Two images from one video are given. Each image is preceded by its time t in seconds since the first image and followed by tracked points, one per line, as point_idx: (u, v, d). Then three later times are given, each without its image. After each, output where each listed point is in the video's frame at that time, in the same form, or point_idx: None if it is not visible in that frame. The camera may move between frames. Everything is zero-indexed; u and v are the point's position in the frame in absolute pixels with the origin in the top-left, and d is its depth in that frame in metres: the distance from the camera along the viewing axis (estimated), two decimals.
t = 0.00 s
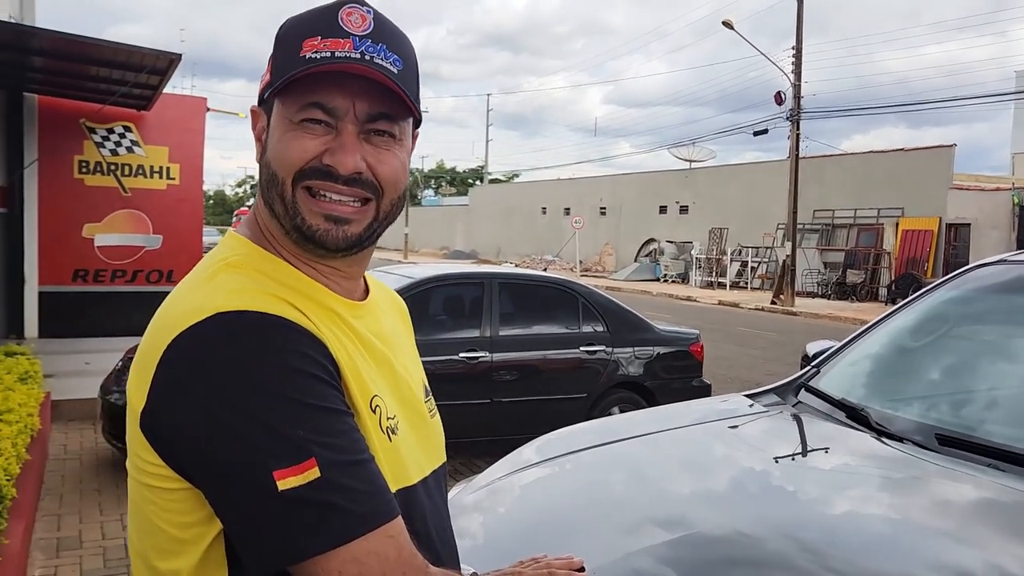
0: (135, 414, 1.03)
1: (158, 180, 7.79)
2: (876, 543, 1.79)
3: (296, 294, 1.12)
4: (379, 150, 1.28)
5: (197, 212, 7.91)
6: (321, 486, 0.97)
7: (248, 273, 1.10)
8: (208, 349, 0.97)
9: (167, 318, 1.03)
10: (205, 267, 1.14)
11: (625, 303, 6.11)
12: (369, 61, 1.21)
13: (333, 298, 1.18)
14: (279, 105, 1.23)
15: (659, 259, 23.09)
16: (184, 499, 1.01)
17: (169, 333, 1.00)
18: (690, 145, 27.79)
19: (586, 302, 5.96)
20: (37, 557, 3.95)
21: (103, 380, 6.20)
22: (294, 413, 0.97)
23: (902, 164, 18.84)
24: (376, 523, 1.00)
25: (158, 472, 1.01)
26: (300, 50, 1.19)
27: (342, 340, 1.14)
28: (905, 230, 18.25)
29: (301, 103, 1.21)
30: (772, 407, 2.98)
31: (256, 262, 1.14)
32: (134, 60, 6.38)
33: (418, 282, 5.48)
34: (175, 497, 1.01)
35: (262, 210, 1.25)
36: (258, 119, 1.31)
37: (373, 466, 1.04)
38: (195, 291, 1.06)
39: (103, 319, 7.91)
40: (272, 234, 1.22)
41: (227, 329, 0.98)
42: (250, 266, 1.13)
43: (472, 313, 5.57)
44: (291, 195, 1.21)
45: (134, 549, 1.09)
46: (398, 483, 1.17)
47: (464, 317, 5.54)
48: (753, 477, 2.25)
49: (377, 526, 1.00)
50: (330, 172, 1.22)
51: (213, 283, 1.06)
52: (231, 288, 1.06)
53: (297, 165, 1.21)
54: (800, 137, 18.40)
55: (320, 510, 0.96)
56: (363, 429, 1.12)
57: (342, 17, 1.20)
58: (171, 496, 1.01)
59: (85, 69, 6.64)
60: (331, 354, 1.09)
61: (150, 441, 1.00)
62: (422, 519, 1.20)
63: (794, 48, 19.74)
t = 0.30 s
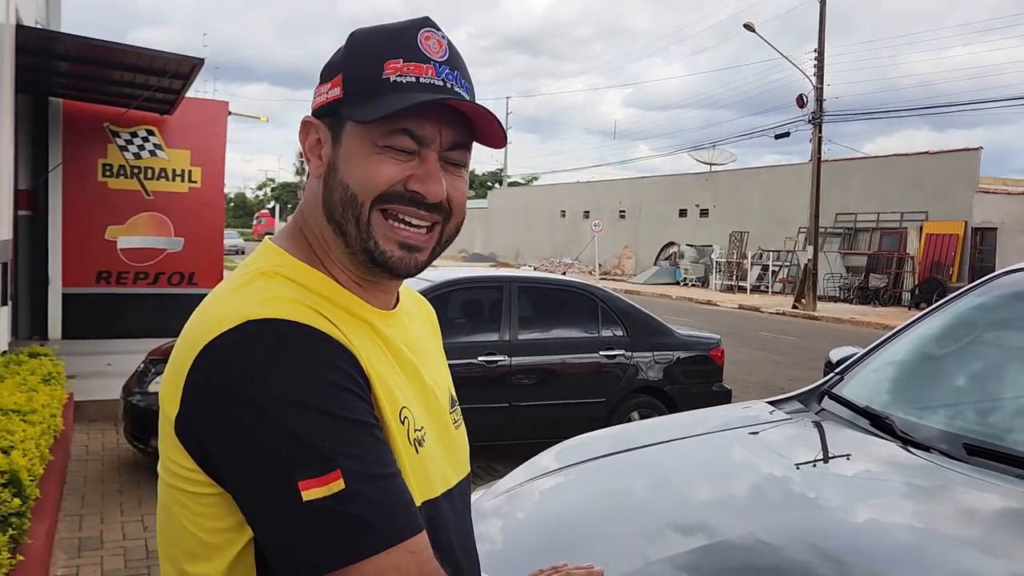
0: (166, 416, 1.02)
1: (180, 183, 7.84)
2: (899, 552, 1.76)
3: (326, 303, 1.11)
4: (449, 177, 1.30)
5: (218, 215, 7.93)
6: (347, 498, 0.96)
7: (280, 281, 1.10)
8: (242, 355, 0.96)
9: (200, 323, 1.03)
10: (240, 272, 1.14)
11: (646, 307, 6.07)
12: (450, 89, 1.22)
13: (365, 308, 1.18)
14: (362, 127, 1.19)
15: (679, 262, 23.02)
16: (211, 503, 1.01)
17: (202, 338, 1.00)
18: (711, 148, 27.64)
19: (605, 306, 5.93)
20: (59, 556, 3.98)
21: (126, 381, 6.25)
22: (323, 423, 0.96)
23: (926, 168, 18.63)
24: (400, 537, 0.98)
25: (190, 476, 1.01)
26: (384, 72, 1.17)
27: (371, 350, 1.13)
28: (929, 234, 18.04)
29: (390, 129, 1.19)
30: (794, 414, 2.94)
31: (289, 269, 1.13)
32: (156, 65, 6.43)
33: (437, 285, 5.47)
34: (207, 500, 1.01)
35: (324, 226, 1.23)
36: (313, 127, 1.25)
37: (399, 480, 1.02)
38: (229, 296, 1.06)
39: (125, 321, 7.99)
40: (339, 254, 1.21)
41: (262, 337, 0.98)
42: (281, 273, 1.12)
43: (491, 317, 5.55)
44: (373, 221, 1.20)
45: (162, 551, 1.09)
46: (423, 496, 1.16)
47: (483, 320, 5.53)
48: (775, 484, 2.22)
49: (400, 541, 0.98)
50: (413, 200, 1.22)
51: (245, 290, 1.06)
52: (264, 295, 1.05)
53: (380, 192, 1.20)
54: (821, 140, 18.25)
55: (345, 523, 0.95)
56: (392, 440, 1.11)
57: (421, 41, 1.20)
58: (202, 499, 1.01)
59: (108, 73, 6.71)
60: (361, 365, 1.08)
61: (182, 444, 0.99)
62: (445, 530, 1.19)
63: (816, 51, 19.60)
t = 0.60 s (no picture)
0: (186, 422, 1.03)
1: (197, 185, 7.89)
2: (915, 557, 1.74)
3: (346, 307, 1.11)
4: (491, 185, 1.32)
5: (234, 216, 7.99)
6: (364, 507, 0.95)
7: (303, 286, 1.11)
8: (263, 359, 0.97)
9: (222, 327, 1.03)
10: (263, 276, 1.15)
11: (661, 310, 6.04)
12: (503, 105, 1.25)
13: (385, 314, 1.18)
14: (454, 153, 1.16)
15: (695, 264, 22.95)
16: (233, 509, 1.01)
17: (224, 341, 1.01)
18: (726, 149, 27.53)
19: (621, 308, 5.91)
20: (77, 556, 4.01)
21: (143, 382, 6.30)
22: (343, 431, 0.96)
23: (945, 168, 18.48)
24: (418, 550, 0.97)
25: (211, 485, 1.01)
26: (469, 99, 1.17)
27: (391, 357, 1.13)
28: (948, 235, 17.89)
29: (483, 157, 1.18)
30: (811, 417, 2.91)
31: (313, 273, 1.14)
32: (174, 68, 6.47)
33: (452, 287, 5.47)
34: (227, 509, 1.01)
35: (402, 250, 1.19)
36: (380, 149, 1.14)
37: (417, 490, 1.01)
38: (251, 300, 1.07)
39: (143, 322, 8.06)
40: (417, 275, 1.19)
41: (284, 341, 0.99)
42: (304, 276, 1.13)
43: (506, 318, 5.55)
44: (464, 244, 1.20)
45: (180, 558, 1.10)
46: (439, 502, 1.15)
47: (498, 322, 5.53)
48: (791, 487, 2.20)
49: (418, 553, 0.97)
50: (491, 219, 1.23)
51: (268, 295, 1.07)
52: (286, 299, 1.06)
53: (473, 217, 1.20)
54: (839, 141, 18.14)
55: (361, 533, 0.94)
56: (409, 446, 1.11)
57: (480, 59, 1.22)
58: (222, 509, 1.01)
59: (126, 76, 6.77)
60: (381, 372, 1.08)
61: (202, 450, 1.00)
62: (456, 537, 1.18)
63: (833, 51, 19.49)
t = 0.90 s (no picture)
0: (202, 429, 1.03)
1: (211, 186, 7.93)
2: (932, 560, 1.73)
3: (359, 310, 1.11)
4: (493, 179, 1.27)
5: (248, 217, 8.03)
6: (382, 512, 0.95)
7: (315, 289, 1.11)
8: (277, 365, 0.97)
9: (235, 332, 1.04)
10: (273, 279, 1.14)
11: (676, 312, 6.03)
12: (491, 93, 1.22)
13: (394, 315, 1.18)
14: (419, 134, 1.15)
15: (707, 266, 22.90)
16: (251, 515, 1.01)
17: (237, 348, 1.01)
18: (740, 151, 27.46)
19: (635, 310, 5.90)
20: (94, 554, 4.03)
21: (158, 382, 6.34)
22: (360, 435, 0.96)
23: (961, 170, 18.38)
24: (436, 552, 0.97)
25: (228, 491, 1.01)
26: (438, 78, 1.15)
27: (405, 358, 1.13)
28: (963, 237, 17.79)
29: (449, 136, 1.16)
30: (828, 419, 2.90)
31: (323, 276, 1.14)
32: (191, 69, 6.51)
33: (466, 288, 5.47)
34: (244, 515, 1.01)
35: (376, 234, 1.20)
36: (352, 130, 1.19)
37: (435, 492, 1.02)
38: (263, 304, 1.07)
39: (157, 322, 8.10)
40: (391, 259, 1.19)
41: (296, 346, 0.98)
42: (316, 280, 1.13)
43: (520, 320, 5.55)
44: (437, 229, 1.17)
45: (199, 564, 1.10)
46: (457, 502, 1.16)
47: (512, 323, 5.53)
48: (805, 490, 2.19)
49: (437, 556, 0.97)
50: (471, 207, 1.20)
51: (280, 300, 1.07)
52: (299, 303, 1.06)
53: (444, 202, 1.18)
54: (854, 142, 18.05)
55: (380, 538, 0.94)
56: (425, 446, 1.11)
57: (465, 46, 1.20)
58: (240, 515, 1.02)
59: (143, 78, 6.82)
60: (395, 373, 1.08)
61: (217, 457, 1.00)
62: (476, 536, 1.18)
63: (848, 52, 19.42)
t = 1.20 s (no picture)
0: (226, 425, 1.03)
1: (222, 187, 7.96)
2: (945, 561, 1.72)
3: (381, 309, 1.12)
4: (468, 175, 1.25)
5: (258, 217, 8.06)
6: (404, 513, 0.96)
7: (336, 288, 1.11)
8: (301, 367, 0.97)
9: (259, 332, 1.04)
10: (295, 280, 1.15)
11: (686, 312, 6.02)
12: (468, 84, 1.19)
13: (410, 313, 1.18)
14: (375, 123, 1.19)
15: (718, 267, 22.85)
16: (272, 512, 1.02)
17: (261, 348, 1.01)
18: (750, 152, 27.42)
19: (645, 310, 5.89)
20: (107, 553, 4.04)
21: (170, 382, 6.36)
22: (381, 438, 0.96)
23: (973, 171, 18.33)
24: (456, 553, 0.98)
25: (249, 487, 1.02)
26: (401, 67, 1.17)
27: (426, 359, 1.13)
28: (975, 238, 17.71)
29: (398, 122, 1.19)
30: (843, 420, 2.89)
31: (344, 277, 1.14)
32: (203, 70, 6.54)
33: (477, 288, 5.47)
34: (264, 510, 1.02)
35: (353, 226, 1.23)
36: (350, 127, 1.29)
37: (456, 490, 1.03)
38: (286, 304, 1.07)
39: (168, 321, 8.12)
40: (361, 249, 1.21)
41: (319, 348, 0.98)
42: (338, 280, 1.13)
43: (531, 320, 5.55)
44: (387, 217, 1.18)
45: (220, 557, 1.11)
46: (479, 502, 1.16)
47: (523, 323, 5.53)
48: (817, 491, 2.18)
49: (457, 557, 0.99)
50: (424, 198, 1.19)
51: (303, 299, 1.07)
52: (321, 303, 1.06)
53: (394, 191, 1.18)
54: (865, 143, 17.99)
55: (401, 538, 0.95)
56: (446, 447, 1.11)
57: (445, 37, 1.18)
58: (261, 510, 1.02)
59: (154, 79, 6.86)
60: (416, 373, 1.08)
61: (239, 454, 1.00)
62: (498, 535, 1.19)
63: (858, 53, 19.36)
